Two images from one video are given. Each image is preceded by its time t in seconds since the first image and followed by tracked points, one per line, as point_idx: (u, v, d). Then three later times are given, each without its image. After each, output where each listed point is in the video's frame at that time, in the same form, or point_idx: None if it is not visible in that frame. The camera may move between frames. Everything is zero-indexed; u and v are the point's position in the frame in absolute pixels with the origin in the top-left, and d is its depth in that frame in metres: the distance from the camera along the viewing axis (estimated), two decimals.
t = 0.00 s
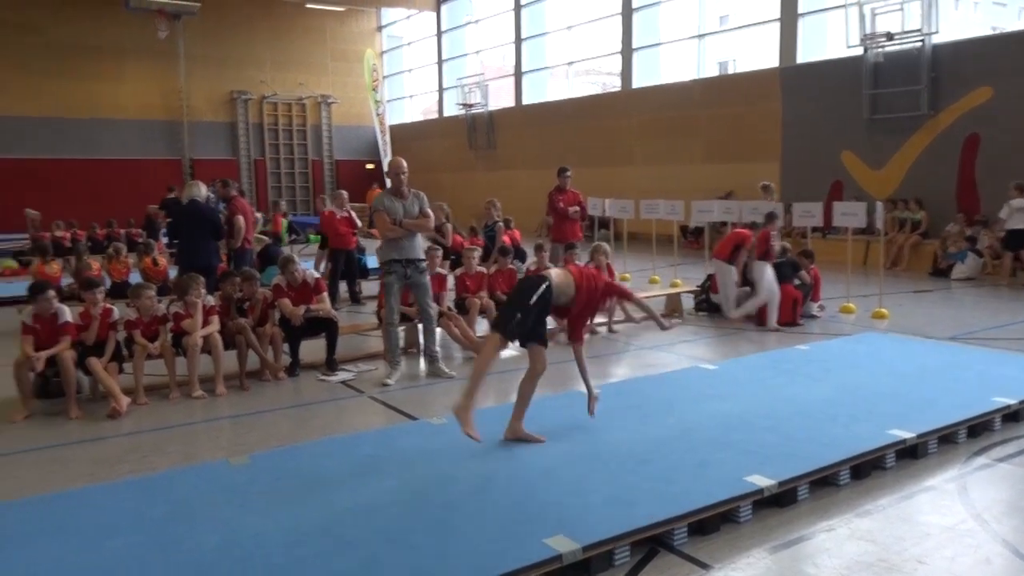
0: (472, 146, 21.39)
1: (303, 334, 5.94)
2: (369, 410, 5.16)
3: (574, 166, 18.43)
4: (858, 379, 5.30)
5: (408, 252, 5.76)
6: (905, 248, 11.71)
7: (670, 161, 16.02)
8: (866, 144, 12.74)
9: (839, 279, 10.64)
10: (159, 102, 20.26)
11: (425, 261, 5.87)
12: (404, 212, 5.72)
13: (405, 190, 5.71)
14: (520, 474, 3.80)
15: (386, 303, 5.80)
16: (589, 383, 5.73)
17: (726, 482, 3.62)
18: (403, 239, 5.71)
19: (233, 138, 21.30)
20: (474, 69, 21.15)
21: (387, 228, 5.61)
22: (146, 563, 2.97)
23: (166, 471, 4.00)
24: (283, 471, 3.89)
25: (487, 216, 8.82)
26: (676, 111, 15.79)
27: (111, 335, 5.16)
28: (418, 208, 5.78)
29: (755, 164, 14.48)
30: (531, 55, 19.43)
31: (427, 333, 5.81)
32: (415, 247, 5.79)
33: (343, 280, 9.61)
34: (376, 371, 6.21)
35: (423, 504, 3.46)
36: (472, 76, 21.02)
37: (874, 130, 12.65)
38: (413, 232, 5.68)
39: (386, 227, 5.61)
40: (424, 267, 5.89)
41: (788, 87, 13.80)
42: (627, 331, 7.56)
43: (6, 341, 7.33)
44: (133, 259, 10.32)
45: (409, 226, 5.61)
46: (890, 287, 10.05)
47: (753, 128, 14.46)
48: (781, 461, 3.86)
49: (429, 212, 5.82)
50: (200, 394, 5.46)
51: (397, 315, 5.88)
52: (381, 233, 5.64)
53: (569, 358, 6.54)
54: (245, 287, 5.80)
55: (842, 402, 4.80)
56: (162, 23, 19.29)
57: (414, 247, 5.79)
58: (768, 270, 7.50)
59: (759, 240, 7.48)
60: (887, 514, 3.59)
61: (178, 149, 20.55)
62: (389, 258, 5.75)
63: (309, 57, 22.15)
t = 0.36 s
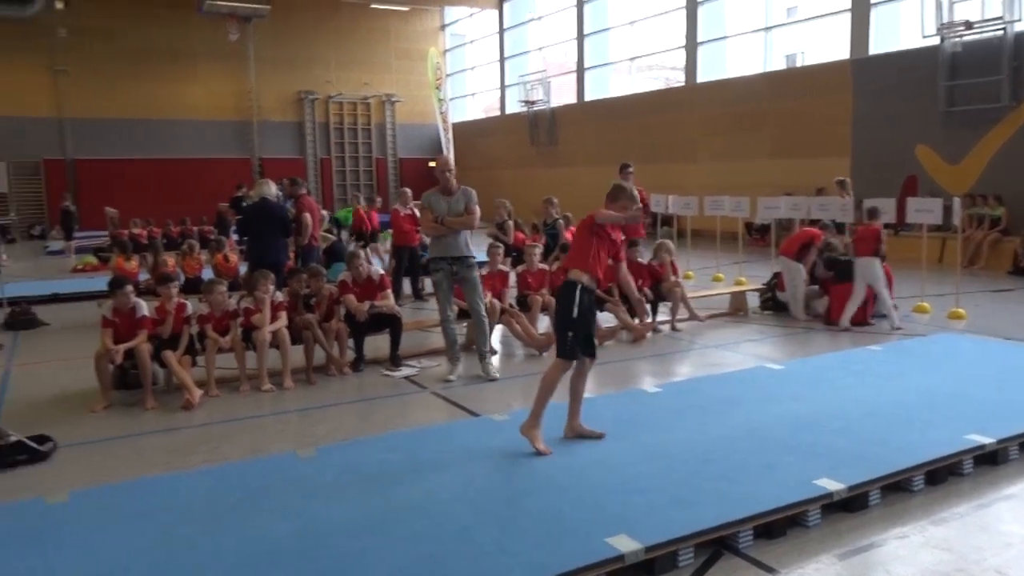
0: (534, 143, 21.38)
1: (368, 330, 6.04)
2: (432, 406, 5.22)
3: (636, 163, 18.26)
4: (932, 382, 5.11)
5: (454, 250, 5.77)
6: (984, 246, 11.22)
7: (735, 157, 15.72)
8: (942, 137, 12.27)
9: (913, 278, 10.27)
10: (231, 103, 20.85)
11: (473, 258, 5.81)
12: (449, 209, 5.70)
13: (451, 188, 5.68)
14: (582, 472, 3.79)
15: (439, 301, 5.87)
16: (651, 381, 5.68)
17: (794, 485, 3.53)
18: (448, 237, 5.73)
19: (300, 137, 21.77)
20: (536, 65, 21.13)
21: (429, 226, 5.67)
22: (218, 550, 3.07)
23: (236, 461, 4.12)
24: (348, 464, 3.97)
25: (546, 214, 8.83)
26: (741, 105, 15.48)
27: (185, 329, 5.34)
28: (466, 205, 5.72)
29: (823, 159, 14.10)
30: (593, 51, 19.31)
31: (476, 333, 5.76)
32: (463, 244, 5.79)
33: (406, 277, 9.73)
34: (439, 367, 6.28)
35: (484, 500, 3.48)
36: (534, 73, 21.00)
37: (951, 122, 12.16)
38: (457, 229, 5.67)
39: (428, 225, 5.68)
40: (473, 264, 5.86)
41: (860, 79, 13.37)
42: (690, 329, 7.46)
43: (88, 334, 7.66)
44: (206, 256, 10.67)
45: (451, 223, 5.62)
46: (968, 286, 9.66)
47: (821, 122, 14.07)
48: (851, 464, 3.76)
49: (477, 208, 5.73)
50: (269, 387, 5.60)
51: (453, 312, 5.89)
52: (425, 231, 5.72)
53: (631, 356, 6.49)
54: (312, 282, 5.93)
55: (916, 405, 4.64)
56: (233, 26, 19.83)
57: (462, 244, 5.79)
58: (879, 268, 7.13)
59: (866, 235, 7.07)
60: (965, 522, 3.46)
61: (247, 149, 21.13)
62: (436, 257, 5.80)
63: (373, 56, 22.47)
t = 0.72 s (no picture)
0: (575, 140, 21.34)
1: (408, 327, 6.10)
2: (470, 403, 5.24)
3: (679, 160, 18.10)
4: (984, 384, 4.97)
5: (476, 251, 5.67)
6: None
7: (780, 153, 15.49)
8: (996, 133, 11.91)
9: (963, 278, 10.02)
10: (276, 102, 21.20)
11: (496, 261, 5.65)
12: (475, 210, 5.66)
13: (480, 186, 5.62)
14: (621, 471, 3.78)
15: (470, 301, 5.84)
16: (692, 381, 5.63)
17: (838, 489, 3.47)
18: (473, 237, 5.64)
19: (344, 136, 22.04)
20: (578, 63, 21.05)
21: (456, 227, 5.71)
22: (261, 543, 3.12)
23: (279, 455, 4.20)
24: (388, 460, 4.01)
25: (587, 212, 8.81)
26: (787, 102, 15.25)
27: (231, 325, 5.44)
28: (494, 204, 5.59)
29: (871, 156, 13.80)
30: (636, 48, 19.19)
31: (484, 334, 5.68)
32: (490, 245, 5.66)
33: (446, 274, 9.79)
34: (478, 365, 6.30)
35: (523, 498, 3.48)
36: (576, 71, 20.94)
37: (1005, 118, 11.79)
38: (478, 230, 5.59)
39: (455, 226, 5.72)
40: (498, 266, 5.70)
41: (909, 74, 13.06)
42: (732, 329, 7.37)
43: (138, 329, 7.86)
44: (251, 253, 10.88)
45: (470, 225, 5.57)
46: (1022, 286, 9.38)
47: (869, 118, 13.79)
48: (897, 469, 3.67)
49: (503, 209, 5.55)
50: (311, 382, 5.69)
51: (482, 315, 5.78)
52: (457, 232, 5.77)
53: (672, 356, 6.44)
54: (353, 280, 6.00)
55: (965, 408, 4.52)
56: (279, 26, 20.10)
57: (486, 245, 5.66)
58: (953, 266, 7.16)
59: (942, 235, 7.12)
60: (1018, 530, 3.35)
61: (292, 148, 21.49)
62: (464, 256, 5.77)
63: (416, 55, 22.64)
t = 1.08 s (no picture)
0: (599, 138, 21.27)
1: (431, 325, 6.12)
2: (493, 401, 5.25)
3: (703, 159, 17.98)
4: (1014, 386, 4.88)
5: (475, 253, 5.57)
6: None
7: (806, 151, 15.33)
8: None
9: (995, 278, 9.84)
10: (302, 102, 21.36)
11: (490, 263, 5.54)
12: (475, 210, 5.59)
13: (484, 186, 5.54)
14: (644, 471, 3.76)
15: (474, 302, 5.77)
16: (716, 381, 5.58)
17: (864, 490, 3.43)
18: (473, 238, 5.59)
19: (368, 135, 22.16)
20: (602, 61, 20.95)
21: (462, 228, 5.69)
22: (286, 538, 3.15)
23: (304, 452, 4.23)
24: (412, 457, 4.03)
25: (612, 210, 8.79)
26: (813, 99, 15.08)
27: (256, 322, 5.49)
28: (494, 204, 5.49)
29: (899, 154, 13.60)
30: (660, 46, 19.08)
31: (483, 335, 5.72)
32: (488, 246, 5.55)
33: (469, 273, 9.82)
34: (501, 363, 6.31)
35: (545, 497, 3.48)
36: (599, 68, 20.87)
37: None
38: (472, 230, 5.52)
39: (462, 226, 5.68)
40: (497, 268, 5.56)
41: (939, 70, 12.85)
42: (757, 328, 7.31)
43: (165, 326, 7.96)
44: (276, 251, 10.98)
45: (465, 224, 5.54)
46: None
47: (897, 115, 13.59)
48: (925, 470, 3.62)
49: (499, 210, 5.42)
50: (335, 380, 5.73)
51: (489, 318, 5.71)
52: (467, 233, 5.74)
53: (695, 355, 6.40)
54: (377, 278, 6.02)
55: (995, 410, 4.44)
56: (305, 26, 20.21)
57: (484, 248, 5.55)
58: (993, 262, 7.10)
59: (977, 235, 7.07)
60: None
61: (317, 147, 21.65)
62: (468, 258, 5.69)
63: (439, 54, 22.69)
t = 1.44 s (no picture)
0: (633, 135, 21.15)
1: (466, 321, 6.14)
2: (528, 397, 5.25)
3: (739, 154, 17.78)
4: None
5: (491, 249, 5.54)
6: None
7: (844, 146, 15.08)
8: None
9: None
10: (336, 99, 21.53)
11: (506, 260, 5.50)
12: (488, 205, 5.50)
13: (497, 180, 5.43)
14: (681, 468, 3.73)
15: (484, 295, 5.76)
16: (753, 378, 5.51)
17: (907, 491, 3.36)
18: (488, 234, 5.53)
19: (402, 131, 22.28)
20: (636, 56, 20.82)
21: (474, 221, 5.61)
22: (323, 530, 3.18)
23: (341, 445, 4.27)
24: (448, 452, 4.04)
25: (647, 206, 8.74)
26: (852, 93, 14.82)
27: (293, 317, 5.56)
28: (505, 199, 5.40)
29: (942, 149, 13.29)
30: (695, 40, 18.86)
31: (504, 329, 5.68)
32: (503, 242, 5.51)
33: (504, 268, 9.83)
34: (535, 359, 6.30)
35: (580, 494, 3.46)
36: (633, 64, 20.73)
37: None
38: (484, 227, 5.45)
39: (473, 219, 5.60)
40: (512, 264, 5.54)
41: (983, 63, 12.53)
42: (794, 326, 7.22)
43: (204, 321, 8.10)
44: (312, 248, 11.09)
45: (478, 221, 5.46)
46: None
47: (940, 109, 13.29)
48: (970, 472, 3.53)
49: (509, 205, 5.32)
50: (371, 374, 5.78)
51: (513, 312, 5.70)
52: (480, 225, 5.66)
53: (731, 352, 6.33)
54: (412, 273, 6.05)
55: None
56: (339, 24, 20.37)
57: (499, 244, 5.52)
58: None
59: None
60: None
61: (352, 144, 21.82)
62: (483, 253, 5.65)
63: (473, 51, 22.71)
